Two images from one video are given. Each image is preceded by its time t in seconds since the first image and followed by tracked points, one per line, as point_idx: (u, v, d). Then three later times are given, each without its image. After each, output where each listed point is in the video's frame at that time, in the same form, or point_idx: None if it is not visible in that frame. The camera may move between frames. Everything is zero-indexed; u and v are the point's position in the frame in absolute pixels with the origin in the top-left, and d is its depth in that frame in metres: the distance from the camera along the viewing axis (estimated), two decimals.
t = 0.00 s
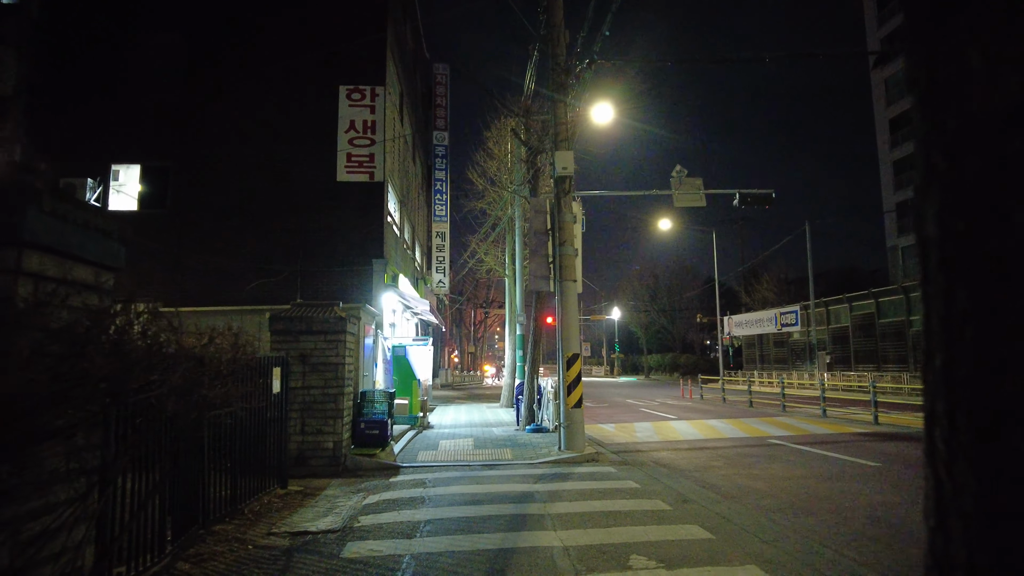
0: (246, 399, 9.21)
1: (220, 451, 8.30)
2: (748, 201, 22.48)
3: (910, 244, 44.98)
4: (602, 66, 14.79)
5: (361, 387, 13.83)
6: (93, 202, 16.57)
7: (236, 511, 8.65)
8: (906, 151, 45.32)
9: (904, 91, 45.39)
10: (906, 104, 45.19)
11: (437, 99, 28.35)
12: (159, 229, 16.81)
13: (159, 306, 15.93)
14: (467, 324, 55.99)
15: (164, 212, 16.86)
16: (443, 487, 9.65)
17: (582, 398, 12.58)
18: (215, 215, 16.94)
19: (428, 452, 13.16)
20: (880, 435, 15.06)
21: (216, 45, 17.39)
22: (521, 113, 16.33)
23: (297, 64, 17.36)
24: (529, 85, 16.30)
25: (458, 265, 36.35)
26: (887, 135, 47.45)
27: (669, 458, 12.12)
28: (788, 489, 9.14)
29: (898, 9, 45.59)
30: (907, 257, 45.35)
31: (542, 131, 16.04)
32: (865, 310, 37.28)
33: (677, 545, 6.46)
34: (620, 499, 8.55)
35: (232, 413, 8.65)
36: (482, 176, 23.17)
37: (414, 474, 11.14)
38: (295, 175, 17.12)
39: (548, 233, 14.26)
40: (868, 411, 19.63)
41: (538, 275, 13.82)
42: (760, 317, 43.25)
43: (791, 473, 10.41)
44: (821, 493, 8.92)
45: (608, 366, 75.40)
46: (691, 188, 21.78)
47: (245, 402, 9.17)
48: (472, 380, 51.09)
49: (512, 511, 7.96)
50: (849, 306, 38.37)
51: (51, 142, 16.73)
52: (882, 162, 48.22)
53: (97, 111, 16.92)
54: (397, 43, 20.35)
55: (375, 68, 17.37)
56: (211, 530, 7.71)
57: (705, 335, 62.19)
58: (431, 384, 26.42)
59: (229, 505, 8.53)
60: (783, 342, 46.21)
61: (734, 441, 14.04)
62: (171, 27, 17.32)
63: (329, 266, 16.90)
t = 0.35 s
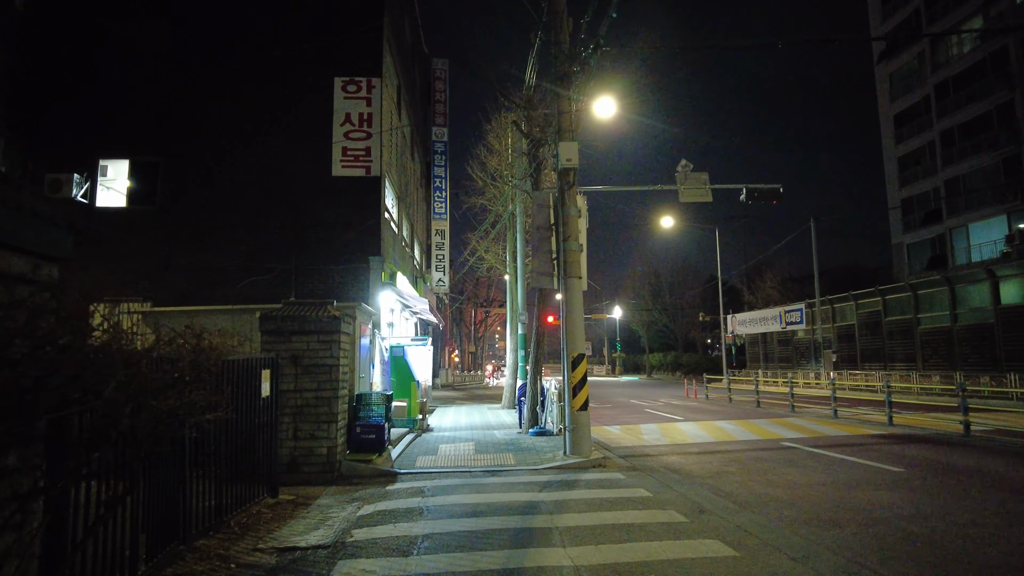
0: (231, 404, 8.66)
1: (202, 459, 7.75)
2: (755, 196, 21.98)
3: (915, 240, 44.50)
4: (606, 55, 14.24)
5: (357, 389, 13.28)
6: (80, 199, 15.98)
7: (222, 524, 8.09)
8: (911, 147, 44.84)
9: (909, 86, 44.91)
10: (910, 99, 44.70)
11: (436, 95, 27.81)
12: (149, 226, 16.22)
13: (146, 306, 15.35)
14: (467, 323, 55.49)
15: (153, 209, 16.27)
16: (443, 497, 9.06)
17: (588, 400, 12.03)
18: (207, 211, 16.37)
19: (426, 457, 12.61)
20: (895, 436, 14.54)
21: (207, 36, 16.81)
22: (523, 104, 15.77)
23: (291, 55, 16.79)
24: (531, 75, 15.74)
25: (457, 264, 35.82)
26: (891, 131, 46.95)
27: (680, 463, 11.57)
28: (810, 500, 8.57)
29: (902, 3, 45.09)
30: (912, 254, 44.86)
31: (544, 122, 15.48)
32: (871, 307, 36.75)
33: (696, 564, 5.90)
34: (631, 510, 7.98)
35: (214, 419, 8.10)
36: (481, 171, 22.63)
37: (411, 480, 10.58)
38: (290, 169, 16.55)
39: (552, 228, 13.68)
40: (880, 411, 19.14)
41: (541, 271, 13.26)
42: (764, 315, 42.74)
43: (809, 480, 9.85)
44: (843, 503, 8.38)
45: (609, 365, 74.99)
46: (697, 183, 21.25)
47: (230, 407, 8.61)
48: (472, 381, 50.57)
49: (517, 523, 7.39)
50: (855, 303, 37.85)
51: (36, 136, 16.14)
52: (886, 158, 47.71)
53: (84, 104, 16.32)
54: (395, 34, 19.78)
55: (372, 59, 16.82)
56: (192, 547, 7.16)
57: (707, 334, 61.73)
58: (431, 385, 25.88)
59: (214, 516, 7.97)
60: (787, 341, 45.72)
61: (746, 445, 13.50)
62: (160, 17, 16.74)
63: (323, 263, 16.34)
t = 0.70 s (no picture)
0: (218, 405, 8.09)
1: (185, 465, 7.18)
2: (767, 190, 21.40)
3: (924, 238, 43.90)
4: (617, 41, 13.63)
5: (356, 390, 12.69)
6: (70, 191, 15.44)
7: (208, 533, 7.53)
8: (919, 144, 44.21)
9: (917, 82, 44.29)
10: (919, 95, 44.07)
11: (438, 89, 27.26)
12: (141, 220, 15.67)
13: (137, 302, 14.80)
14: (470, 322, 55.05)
15: (146, 202, 15.72)
16: (445, 505, 8.49)
17: (597, 401, 11.44)
18: (201, 204, 15.81)
19: (428, 460, 12.03)
20: (917, 439, 13.95)
21: (201, 22, 16.21)
22: (529, 92, 15.18)
23: (289, 43, 16.24)
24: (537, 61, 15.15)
25: (459, 261, 35.28)
26: (899, 127, 46.31)
27: (695, 468, 10.98)
28: (839, 510, 8.00)
29: None
30: (921, 252, 44.26)
31: (550, 110, 14.87)
32: (880, 306, 36.14)
33: None
34: (650, 521, 7.39)
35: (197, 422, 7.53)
36: (485, 166, 22.08)
37: (412, 486, 10.01)
38: (287, 161, 15.99)
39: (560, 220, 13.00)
40: (897, 411, 18.56)
41: (548, 266, 12.64)
42: (771, 314, 42.17)
43: (835, 486, 9.29)
44: (875, 513, 7.81)
45: (613, 364, 74.45)
46: (706, 176, 20.64)
47: (216, 409, 8.04)
48: (474, 380, 50.10)
49: (527, 536, 6.82)
50: (864, 302, 37.26)
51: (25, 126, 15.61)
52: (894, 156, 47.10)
53: (74, 93, 15.77)
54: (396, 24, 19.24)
55: (371, 46, 16.24)
56: (174, 561, 6.60)
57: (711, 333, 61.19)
58: (433, 384, 25.33)
59: (200, 526, 7.42)
60: (793, 340, 45.16)
61: (763, 448, 12.92)
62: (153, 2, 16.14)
63: (321, 258, 15.79)
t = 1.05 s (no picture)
0: (202, 403, 7.57)
1: (164, 468, 6.66)
2: (776, 185, 20.86)
3: (930, 237, 43.37)
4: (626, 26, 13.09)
5: (353, 388, 12.15)
6: (57, 183, 14.90)
7: (191, 541, 7.00)
8: (925, 141, 43.68)
9: (924, 78, 43.76)
10: (926, 92, 43.54)
11: (438, 83, 26.76)
12: (132, 212, 15.15)
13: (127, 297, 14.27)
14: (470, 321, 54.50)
15: (137, 194, 15.19)
16: (447, 511, 7.95)
17: (605, 401, 10.91)
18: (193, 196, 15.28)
19: (428, 462, 11.50)
20: (935, 440, 13.42)
21: (194, 8, 15.68)
22: (533, 81, 14.66)
23: (284, 30, 15.71)
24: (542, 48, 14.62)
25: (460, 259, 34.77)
26: (905, 124, 45.78)
27: (708, 470, 10.45)
28: (870, 518, 7.45)
29: None
30: (927, 250, 43.73)
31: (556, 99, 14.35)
32: (887, 305, 35.60)
33: None
34: (667, 529, 6.87)
35: (178, 421, 7.00)
36: (487, 160, 21.55)
37: (412, 490, 9.48)
38: (283, 152, 15.47)
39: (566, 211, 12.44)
40: (911, 412, 18.02)
41: (553, 260, 12.10)
42: (776, 313, 41.87)
43: (859, 491, 8.75)
44: (908, 521, 7.27)
45: (615, 365, 73.99)
46: (714, 170, 20.11)
47: (201, 407, 7.52)
48: (475, 380, 49.56)
49: (533, 545, 6.28)
50: (870, 301, 36.71)
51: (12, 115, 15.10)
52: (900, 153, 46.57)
53: (61, 82, 15.25)
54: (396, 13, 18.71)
55: (370, 34, 15.71)
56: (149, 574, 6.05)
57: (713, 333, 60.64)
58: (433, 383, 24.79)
59: (180, 535, 6.87)
60: (798, 339, 44.62)
61: (777, 450, 12.38)
62: None
63: (318, 252, 15.26)
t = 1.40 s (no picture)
0: (187, 410, 7.04)
1: (139, 482, 6.13)
2: (785, 181, 20.34)
3: (937, 236, 42.83)
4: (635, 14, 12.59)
5: (350, 391, 11.64)
6: (45, 178, 14.40)
7: (173, 560, 6.47)
8: (932, 139, 43.16)
9: (930, 75, 43.24)
10: (932, 89, 43.02)
11: (439, 79, 26.25)
12: (122, 208, 14.65)
13: (115, 295, 13.77)
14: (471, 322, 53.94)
15: (127, 190, 14.69)
16: (449, 524, 7.43)
17: (615, 404, 10.40)
18: (186, 191, 14.79)
19: (429, 469, 10.98)
20: (956, 444, 12.89)
21: None
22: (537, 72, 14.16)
23: (280, 21, 15.21)
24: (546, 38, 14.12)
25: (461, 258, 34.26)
26: (911, 122, 45.24)
27: (723, 477, 9.94)
28: (901, 530, 6.96)
29: None
30: (934, 249, 43.19)
31: (561, 91, 13.85)
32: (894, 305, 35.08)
33: None
34: (686, 545, 6.35)
35: (157, 430, 6.47)
36: (489, 157, 21.05)
37: (412, 499, 8.98)
38: (278, 146, 14.98)
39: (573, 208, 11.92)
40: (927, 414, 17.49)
41: (559, 257, 11.58)
42: (781, 313, 41.23)
43: (885, 501, 8.25)
44: (945, 535, 6.77)
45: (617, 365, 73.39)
46: (722, 166, 19.61)
47: (185, 414, 6.99)
48: (476, 381, 49.01)
49: (542, 566, 5.77)
50: (878, 301, 36.18)
51: None
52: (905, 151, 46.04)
53: (49, 74, 14.76)
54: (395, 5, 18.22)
55: (368, 24, 15.21)
56: None
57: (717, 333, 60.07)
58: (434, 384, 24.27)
59: (160, 553, 6.35)
60: (803, 339, 44.08)
61: (793, 455, 11.86)
62: None
63: (315, 250, 14.77)
